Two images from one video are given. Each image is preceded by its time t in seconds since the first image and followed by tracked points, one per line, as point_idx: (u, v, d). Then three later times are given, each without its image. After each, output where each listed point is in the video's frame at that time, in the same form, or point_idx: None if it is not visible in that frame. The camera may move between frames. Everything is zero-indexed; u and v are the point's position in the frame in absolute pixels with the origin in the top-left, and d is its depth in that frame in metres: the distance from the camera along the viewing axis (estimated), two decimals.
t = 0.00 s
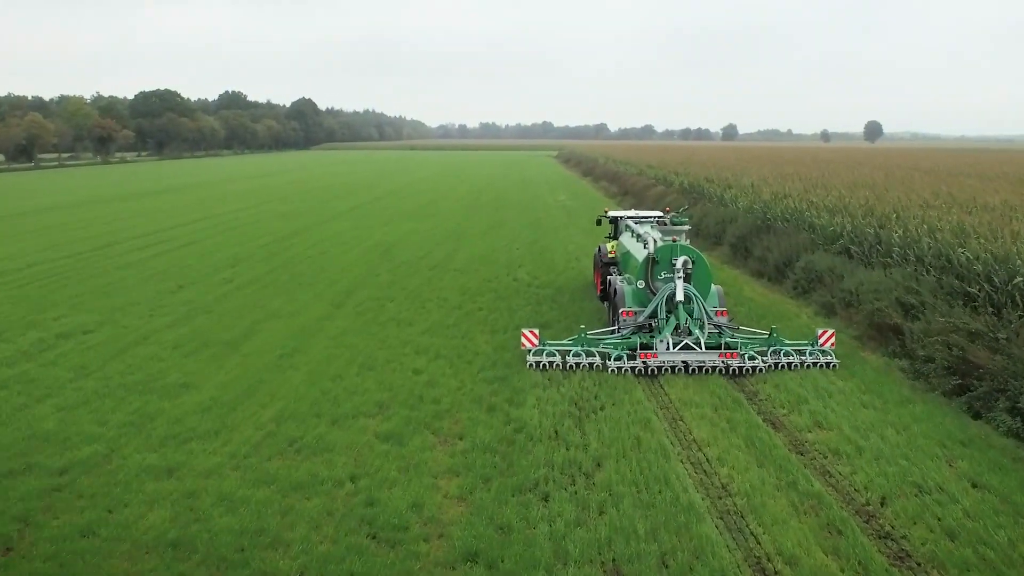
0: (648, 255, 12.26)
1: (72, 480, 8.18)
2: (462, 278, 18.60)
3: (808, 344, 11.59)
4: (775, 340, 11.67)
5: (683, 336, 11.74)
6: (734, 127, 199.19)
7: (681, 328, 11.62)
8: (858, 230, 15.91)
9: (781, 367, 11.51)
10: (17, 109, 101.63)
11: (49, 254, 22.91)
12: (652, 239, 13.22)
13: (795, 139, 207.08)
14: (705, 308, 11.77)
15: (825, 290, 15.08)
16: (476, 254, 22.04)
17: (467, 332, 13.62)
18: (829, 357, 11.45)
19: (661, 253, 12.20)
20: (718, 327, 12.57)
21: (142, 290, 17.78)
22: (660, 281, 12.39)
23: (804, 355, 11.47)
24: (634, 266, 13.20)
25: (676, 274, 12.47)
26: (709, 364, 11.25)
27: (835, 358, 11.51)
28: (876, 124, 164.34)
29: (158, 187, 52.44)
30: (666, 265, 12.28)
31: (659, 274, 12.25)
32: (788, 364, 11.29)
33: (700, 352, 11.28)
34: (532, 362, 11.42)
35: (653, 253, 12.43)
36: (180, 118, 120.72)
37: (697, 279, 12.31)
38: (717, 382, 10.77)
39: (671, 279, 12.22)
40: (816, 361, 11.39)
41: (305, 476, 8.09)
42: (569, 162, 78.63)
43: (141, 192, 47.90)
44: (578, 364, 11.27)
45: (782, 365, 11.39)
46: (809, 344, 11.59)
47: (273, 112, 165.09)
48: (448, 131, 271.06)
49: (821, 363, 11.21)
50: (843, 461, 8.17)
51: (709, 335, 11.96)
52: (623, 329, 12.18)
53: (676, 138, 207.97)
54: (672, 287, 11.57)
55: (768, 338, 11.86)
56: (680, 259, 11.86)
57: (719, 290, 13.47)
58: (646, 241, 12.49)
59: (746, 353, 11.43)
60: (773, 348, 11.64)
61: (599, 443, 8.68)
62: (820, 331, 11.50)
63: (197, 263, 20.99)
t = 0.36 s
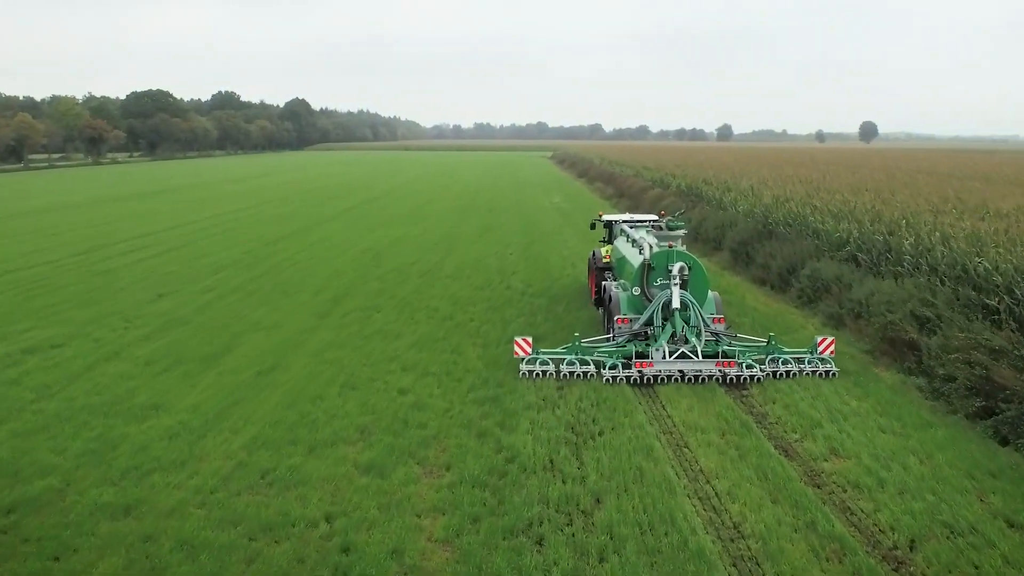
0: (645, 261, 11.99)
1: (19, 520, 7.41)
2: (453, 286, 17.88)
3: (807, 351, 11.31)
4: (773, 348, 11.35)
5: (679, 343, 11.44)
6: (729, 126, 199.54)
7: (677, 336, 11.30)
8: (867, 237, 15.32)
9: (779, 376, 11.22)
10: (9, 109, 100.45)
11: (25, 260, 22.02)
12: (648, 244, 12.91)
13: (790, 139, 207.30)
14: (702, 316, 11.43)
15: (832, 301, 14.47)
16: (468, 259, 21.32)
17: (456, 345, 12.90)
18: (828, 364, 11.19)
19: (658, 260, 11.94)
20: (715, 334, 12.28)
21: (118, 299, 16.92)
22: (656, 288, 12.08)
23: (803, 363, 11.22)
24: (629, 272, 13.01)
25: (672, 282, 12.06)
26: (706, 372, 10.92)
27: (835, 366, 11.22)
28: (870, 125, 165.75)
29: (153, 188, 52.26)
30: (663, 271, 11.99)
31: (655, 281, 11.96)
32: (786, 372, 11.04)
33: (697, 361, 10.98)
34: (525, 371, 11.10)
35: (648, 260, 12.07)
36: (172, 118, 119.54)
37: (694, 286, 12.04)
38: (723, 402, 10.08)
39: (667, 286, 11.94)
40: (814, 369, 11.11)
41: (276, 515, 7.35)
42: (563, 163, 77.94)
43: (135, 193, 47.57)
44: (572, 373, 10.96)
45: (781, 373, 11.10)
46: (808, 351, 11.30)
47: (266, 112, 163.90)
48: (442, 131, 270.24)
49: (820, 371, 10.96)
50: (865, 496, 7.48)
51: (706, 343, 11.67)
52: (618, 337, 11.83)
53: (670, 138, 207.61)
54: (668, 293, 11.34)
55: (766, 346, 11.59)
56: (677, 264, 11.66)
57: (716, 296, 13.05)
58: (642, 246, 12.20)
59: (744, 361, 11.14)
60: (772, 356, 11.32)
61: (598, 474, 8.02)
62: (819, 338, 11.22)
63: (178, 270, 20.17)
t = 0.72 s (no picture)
0: (641, 266, 11.89)
1: None
2: (445, 294, 17.18)
3: (807, 359, 11.10)
4: (773, 356, 11.11)
5: (676, 351, 11.20)
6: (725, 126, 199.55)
7: (674, 343, 11.00)
8: (877, 245, 14.72)
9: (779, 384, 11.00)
10: None
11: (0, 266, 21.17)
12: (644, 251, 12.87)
13: (786, 139, 207.40)
14: (700, 322, 11.24)
15: (842, 311, 13.86)
16: (461, 265, 20.62)
17: (446, 359, 12.23)
18: (828, 371, 10.99)
19: (654, 264, 11.90)
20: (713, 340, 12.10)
21: (92, 309, 16.10)
22: (653, 293, 12.02)
23: (803, 370, 11.01)
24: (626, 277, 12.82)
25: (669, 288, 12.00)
26: (704, 381, 10.66)
27: (835, 374, 11.02)
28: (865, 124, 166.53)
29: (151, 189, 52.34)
30: (660, 276, 11.91)
31: (652, 286, 11.86)
32: (786, 380, 10.84)
33: (695, 369, 10.72)
34: (518, 379, 10.84)
35: (645, 265, 12.01)
36: (164, 118, 118.49)
37: (691, 290, 12.08)
38: (731, 424, 9.42)
39: (665, 292, 11.84)
40: (814, 377, 10.93)
41: (244, 560, 6.63)
42: (559, 163, 77.35)
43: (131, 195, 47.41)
44: (567, 382, 10.73)
45: (779, 381, 10.91)
46: (808, 359, 11.09)
47: (260, 112, 162.84)
48: (437, 131, 269.45)
49: (820, 379, 10.78)
50: (893, 538, 6.79)
51: (704, 350, 11.46)
52: (614, 344, 11.60)
53: (666, 138, 207.38)
54: (665, 299, 11.13)
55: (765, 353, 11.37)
56: (675, 269, 11.46)
57: (713, 302, 12.81)
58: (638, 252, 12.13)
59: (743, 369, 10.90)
60: (771, 363, 11.09)
61: (598, 509, 7.34)
62: (818, 345, 11.04)
63: (159, 277, 19.38)
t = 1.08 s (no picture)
0: (638, 271, 11.78)
1: None
2: (436, 303, 16.46)
3: (807, 366, 10.88)
4: (772, 364, 10.93)
5: (674, 358, 11.09)
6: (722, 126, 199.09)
7: (672, 350, 10.94)
8: (888, 252, 14.10)
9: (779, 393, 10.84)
10: None
11: None
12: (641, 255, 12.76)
13: (783, 139, 207.16)
14: (698, 328, 11.17)
15: (853, 322, 13.23)
16: (454, 272, 19.91)
17: (436, 375, 11.54)
18: (829, 379, 10.83)
19: (651, 270, 11.78)
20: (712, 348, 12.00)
21: (66, 321, 15.29)
22: (650, 299, 11.89)
23: (802, 378, 10.88)
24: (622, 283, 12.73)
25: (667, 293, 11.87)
26: (703, 390, 10.48)
27: (836, 382, 10.81)
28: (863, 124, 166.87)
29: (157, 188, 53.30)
30: (657, 282, 11.80)
31: (649, 292, 11.76)
32: (786, 389, 10.68)
33: (693, 377, 10.55)
34: (512, 389, 10.63)
35: (642, 270, 11.86)
36: (158, 119, 117.40)
37: (689, 296, 11.92)
38: (741, 448, 8.76)
39: (662, 298, 11.73)
40: (815, 386, 10.71)
41: None
42: (556, 164, 76.67)
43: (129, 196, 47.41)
44: (563, 390, 10.58)
45: (779, 390, 10.71)
46: (808, 366, 10.88)
47: (255, 112, 161.77)
48: (434, 131, 268.77)
49: (820, 387, 10.66)
50: None
51: (702, 357, 11.35)
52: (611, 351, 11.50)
53: (663, 138, 207.00)
54: (662, 306, 11.01)
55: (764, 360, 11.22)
56: (672, 275, 11.31)
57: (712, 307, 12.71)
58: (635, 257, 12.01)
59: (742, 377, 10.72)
60: (770, 371, 10.93)
61: (597, 551, 6.65)
62: (819, 353, 10.80)
63: (140, 284, 18.57)
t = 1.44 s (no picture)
0: (635, 277, 11.45)
1: None
2: (427, 312, 15.69)
3: (808, 374, 10.60)
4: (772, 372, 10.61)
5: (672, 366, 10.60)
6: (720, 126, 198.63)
7: (670, 358, 10.42)
8: (901, 260, 13.45)
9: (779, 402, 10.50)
10: None
11: None
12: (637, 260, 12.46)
13: (781, 140, 207.05)
14: (696, 336, 10.67)
15: (866, 334, 12.56)
16: (446, 278, 19.15)
17: (424, 393, 10.78)
18: (831, 388, 10.49)
19: (649, 275, 11.48)
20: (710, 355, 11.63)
21: (36, 333, 14.44)
22: (647, 306, 11.59)
23: (803, 387, 10.54)
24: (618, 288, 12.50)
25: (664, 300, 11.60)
26: (701, 400, 10.12)
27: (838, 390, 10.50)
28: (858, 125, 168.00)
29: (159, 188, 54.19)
30: (654, 288, 11.55)
31: (646, 298, 11.47)
32: (787, 398, 10.34)
33: (691, 387, 10.18)
34: (504, 397, 10.27)
35: (639, 276, 11.54)
36: (152, 119, 116.42)
37: (686, 303, 11.64)
38: (753, 478, 8.06)
39: (658, 304, 11.46)
40: (816, 395, 10.39)
41: None
42: (553, 165, 75.95)
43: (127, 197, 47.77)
44: (557, 399, 10.19)
45: (781, 399, 10.37)
46: (809, 374, 10.61)
47: (250, 113, 160.80)
48: (431, 132, 268.19)
49: (822, 396, 10.33)
50: None
51: (701, 365, 10.89)
52: (607, 358, 11.11)
53: (660, 138, 206.72)
54: (659, 312, 10.56)
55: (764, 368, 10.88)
56: (670, 281, 11.09)
57: (710, 314, 12.43)
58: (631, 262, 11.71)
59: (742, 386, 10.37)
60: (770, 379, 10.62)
61: None
62: (820, 360, 10.53)
63: (118, 292, 17.74)
